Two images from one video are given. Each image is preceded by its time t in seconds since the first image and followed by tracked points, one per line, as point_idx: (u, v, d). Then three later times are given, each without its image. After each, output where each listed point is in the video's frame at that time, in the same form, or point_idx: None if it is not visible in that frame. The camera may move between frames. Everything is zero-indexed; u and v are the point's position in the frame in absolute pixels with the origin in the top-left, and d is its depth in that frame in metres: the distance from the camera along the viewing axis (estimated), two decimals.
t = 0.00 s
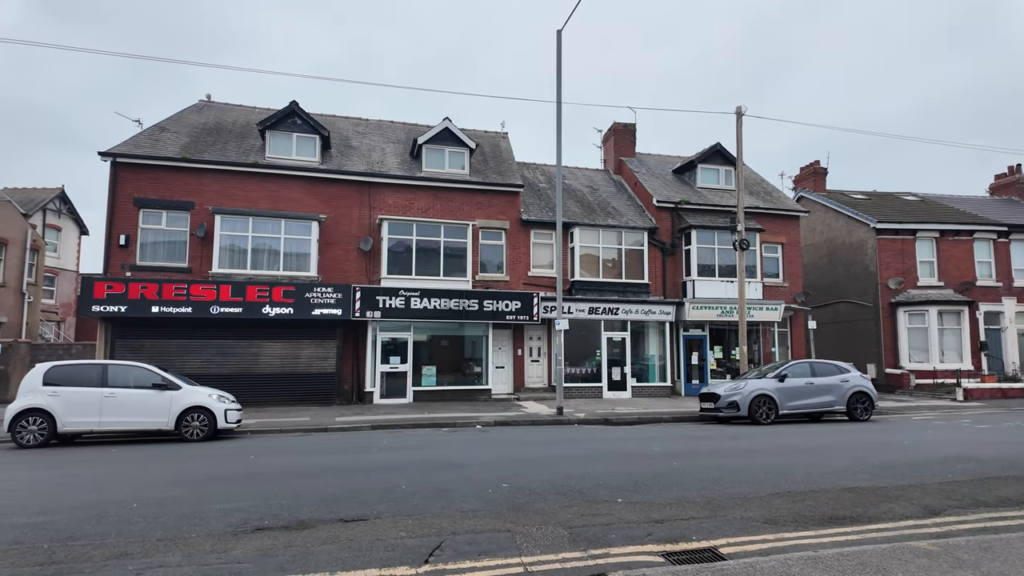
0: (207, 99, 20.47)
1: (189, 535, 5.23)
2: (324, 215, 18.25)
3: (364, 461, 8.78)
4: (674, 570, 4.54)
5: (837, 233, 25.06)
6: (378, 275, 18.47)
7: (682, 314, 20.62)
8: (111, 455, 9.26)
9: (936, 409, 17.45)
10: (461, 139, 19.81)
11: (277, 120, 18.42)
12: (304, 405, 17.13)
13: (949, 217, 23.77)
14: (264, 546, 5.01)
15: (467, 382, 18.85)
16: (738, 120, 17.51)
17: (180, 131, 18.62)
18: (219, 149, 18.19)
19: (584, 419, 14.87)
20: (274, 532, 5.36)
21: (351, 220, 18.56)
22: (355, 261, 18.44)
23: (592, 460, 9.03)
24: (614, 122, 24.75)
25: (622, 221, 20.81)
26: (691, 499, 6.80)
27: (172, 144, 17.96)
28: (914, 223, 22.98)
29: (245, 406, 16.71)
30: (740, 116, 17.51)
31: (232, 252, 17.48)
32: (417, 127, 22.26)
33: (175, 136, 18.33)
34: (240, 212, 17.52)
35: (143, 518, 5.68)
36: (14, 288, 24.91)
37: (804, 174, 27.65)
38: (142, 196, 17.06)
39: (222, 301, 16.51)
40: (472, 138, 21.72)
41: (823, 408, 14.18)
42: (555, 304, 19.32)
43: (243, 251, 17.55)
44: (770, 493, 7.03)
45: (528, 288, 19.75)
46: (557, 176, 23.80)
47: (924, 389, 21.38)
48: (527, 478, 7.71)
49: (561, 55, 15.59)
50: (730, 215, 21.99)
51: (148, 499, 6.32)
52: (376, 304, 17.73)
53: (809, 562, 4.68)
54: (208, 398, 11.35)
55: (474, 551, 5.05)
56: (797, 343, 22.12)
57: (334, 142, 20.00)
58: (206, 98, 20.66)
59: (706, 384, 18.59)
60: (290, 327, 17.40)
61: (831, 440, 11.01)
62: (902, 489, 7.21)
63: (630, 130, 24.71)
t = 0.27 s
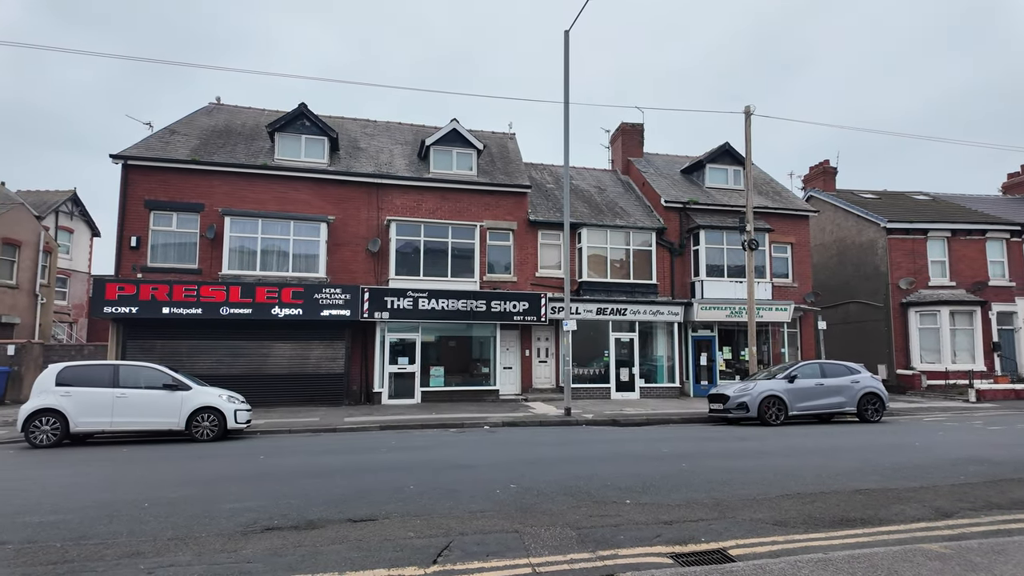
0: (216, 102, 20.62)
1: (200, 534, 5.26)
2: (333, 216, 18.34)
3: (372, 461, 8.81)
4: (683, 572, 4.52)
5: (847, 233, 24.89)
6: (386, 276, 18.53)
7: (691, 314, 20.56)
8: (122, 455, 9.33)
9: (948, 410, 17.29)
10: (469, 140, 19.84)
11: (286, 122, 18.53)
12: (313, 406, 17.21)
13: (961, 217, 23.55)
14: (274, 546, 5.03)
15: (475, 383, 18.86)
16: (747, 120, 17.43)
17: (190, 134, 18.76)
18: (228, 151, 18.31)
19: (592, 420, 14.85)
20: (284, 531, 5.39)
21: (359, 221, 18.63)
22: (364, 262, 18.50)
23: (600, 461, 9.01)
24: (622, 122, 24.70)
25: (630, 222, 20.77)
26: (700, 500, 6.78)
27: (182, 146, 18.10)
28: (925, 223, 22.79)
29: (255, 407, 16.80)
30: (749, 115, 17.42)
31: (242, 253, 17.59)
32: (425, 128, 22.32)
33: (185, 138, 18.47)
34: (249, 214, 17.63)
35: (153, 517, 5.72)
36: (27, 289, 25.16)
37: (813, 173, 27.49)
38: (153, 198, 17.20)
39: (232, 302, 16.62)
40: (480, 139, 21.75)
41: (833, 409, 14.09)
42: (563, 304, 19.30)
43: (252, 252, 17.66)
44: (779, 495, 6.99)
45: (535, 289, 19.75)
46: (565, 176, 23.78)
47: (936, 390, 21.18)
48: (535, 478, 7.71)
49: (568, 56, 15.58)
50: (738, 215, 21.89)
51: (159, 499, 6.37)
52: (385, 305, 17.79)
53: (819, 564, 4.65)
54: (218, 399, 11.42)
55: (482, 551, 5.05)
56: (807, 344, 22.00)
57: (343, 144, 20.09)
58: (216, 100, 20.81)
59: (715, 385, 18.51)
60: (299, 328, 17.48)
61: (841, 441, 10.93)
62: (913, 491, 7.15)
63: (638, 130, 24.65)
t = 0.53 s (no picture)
0: (226, 104, 20.75)
1: (211, 533, 5.30)
2: (341, 217, 18.41)
3: (381, 461, 8.83)
4: (692, 574, 4.50)
5: (857, 233, 24.73)
6: (394, 277, 18.58)
7: (699, 314, 20.48)
8: (133, 455, 9.41)
9: (960, 411, 17.13)
10: (476, 141, 19.86)
11: (295, 124, 18.62)
12: (322, 406, 17.27)
13: (973, 216, 23.33)
14: (283, 545, 5.06)
15: (483, 383, 18.87)
16: (756, 120, 17.34)
17: (200, 136, 18.89)
18: (238, 153, 18.41)
19: (600, 421, 14.82)
20: (294, 531, 5.41)
21: (368, 222, 18.70)
22: (372, 263, 18.56)
23: (609, 461, 8.98)
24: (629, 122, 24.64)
25: (638, 222, 20.71)
26: (709, 501, 6.75)
27: (193, 148, 18.23)
28: (937, 222, 22.60)
29: (264, 407, 16.89)
30: (758, 115, 17.34)
31: (252, 254, 17.70)
32: (432, 129, 22.37)
33: (195, 140, 18.60)
34: (259, 215, 17.74)
35: (165, 517, 5.77)
36: (40, 290, 25.42)
37: (823, 172, 27.32)
38: (163, 199, 17.33)
39: (241, 303, 16.72)
40: (488, 139, 21.78)
41: (844, 410, 13.99)
42: (571, 305, 19.29)
43: (261, 254, 17.76)
44: (789, 496, 6.95)
45: (543, 289, 19.73)
46: (572, 176, 23.76)
47: (947, 391, 20.99)
48: (543, 479, 7.70)
49: (576, 56, 15.57)
50: (747, 215, 21.79)
51: (170, 499, 6.42)
52: (393, 305, 17.85)
53: (830, 566, 4.62)
54: (228, 399, 11.49)
55: (490, 552, 5.05)
56: (817, 344, 21.85)
57: (351, 145, 20.17)
58: (225, 102, 20.95)
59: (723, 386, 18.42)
60: (308, 328, 17.57)
61: (852, 442, 10.85)
62: (925, 493, 7.09)
63: (646, 130, 24.60)
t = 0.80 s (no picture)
0: (236, 106, 20.90)
1: (222, 533, 5.34)
2: (350, 218, 18.49)
3: (390, 461, 8.86)
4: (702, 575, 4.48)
5: (867, 232, 24.55)
6: (403, 278, 18.63)
7: (708, 315, 20.39)
8: (145, 455, 9.49)
9: (974, 412, 16.95)
10: (484, 141, 19.88)
11: (304, 125, 18.71)
12: (331, 406, 17.35)
13: (986, 215, 23.09)
14: (293, 544, 5.09)
15: (491, 383, 18.89)
16: (765, 119, 17.26)
17: (211, 138, 19.03)
18: (248, 155, 18.53)
19: (609, 421, 14.80)
20: (304, 530, 5.44)
21: (376, 223, 18.76)
22: (381, 264, 18.62)
23: (617, 462, 8.96)
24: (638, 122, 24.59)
25: (647, 222, 20.66)
26: (719, 502, 6.72)
27: (203, 150, 18.36)
28: (949, 221, 22.39)
29: (274, 407, 16.99)
30: (767, 114, 17.26)
31: (261, 255, 17.81)
32: (441, 130, 22.42)
33: (206, 142, 18.74)
34: (269, 217, 17.84)
35: (176, 516, 5.81)
36: (53, 291, 25.67)
37: (833, 172, 27.14)
38: (174, 201, 17.47)
39: (251, 303, 16.82)
40: (496, 140, 21.80)
41: (855, 411, 13.89)
42: (579, 305, 19.27)
43: (271, 255, 17.87)
44: (799, 497, 6.91)
45: (551, 289, 19.72)
46: (580, 177, 23.73)
47: (960, 392, 20.78)
48: (552, 479, 7.70)
49: (584, 56, 15.56)
50: (757, 215, 21.68)
51: (182, 498, 6.47)
52: (401, 306, 17.90)
53: (841, 568, 4.59)
54: (238, 399, 11.57)
55: (499, 552, 5.06)
56: (827, 345, 21.72)
57: (360, 147, 20.25)
58: (235, 104, 21.09)
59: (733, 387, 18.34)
60: (317, 329, 17.65)
61: (863, 443, 10.78)
62: (938, 494, 7.02)
63: (654, 130, 24.52)
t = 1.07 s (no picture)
0: (245, 108, 21.03)
1: (232, 532, 5.36)
2: (359, 219, 18.56)
3: (399, 461, 8.88)
4: None
5: (878, 232, 24.36)
6: (411, 278, 18.67)
7: (717, 315, 20.30)
8: (157, 454, 9.57)
9: (987, 413, 16.78)
10: (492, 142, 19.90)
11: (313, 127, 18.80)
12: (340, 406, 17.41)
13: (999, 214, 22.86)
14: (303, 544, 5.11)
15: (499, 384, 18.88)
16: (774, 118, 17.17)
17: (221, 140, 19.16)
18: (257, 156, 18.64)
19: (618, 422, 14.76)
20: (313, 530, 5.47)
21: (384, 224, 18.82)
22: (389, 265, 18.67)
23: (626, 463, 8.94)
24: (646, 122, 24.53)
25: (655, 222, 20.60)
26: (729, 504, 6.68)
27: (213, 152, 18.49)
28: (961, 221, 22.18)
29: (283, 407, 17.07)
30: (776, 113, 17.16)
31: (271, 256, 17.91)
32: (449, 131, 22.46)
33: (216, 144, 18.86)
34: (278, 218, 17.94)
35: (188, 515, 5.86)
36: (65, 292, 25.91)
37: (843, 171, 26.96)
38: (185, 203, 17.60)
39: (261, 304, 16.92)
40: (504, 141, 21.81)
41: (866, 412, 13.78)
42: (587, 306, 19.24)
43: (281, 256, 17.96)
44: (810, 499, 6.87)
45: (559, 290, 19.71)
46: (588, 177, 23.70)
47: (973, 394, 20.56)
48: (561, 480, 7.69)
49: (592, 56, 15.55)
50: (766, 215, 21.57)
51: (193, 497, 6.51)
52: (410, 306, 17.94)
53: (853, 570, 4.55)
54: (248, 399, 11.63)
55: (508, 552, 5.06)
56: (838, 345, 21.57)
57: (368, 148, 20.32)
58: (245, 106, 21.22)
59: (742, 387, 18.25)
60: (326, 329, 17.72)
61: (874, 444, 10.69)
62: (951, 496, 6.96)
63: (663, 130, 24.45)
